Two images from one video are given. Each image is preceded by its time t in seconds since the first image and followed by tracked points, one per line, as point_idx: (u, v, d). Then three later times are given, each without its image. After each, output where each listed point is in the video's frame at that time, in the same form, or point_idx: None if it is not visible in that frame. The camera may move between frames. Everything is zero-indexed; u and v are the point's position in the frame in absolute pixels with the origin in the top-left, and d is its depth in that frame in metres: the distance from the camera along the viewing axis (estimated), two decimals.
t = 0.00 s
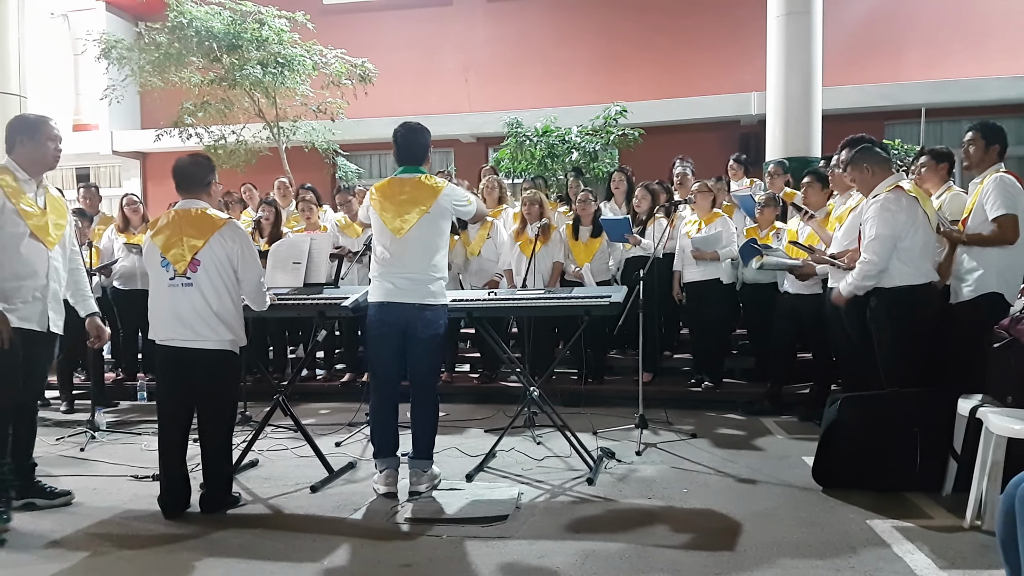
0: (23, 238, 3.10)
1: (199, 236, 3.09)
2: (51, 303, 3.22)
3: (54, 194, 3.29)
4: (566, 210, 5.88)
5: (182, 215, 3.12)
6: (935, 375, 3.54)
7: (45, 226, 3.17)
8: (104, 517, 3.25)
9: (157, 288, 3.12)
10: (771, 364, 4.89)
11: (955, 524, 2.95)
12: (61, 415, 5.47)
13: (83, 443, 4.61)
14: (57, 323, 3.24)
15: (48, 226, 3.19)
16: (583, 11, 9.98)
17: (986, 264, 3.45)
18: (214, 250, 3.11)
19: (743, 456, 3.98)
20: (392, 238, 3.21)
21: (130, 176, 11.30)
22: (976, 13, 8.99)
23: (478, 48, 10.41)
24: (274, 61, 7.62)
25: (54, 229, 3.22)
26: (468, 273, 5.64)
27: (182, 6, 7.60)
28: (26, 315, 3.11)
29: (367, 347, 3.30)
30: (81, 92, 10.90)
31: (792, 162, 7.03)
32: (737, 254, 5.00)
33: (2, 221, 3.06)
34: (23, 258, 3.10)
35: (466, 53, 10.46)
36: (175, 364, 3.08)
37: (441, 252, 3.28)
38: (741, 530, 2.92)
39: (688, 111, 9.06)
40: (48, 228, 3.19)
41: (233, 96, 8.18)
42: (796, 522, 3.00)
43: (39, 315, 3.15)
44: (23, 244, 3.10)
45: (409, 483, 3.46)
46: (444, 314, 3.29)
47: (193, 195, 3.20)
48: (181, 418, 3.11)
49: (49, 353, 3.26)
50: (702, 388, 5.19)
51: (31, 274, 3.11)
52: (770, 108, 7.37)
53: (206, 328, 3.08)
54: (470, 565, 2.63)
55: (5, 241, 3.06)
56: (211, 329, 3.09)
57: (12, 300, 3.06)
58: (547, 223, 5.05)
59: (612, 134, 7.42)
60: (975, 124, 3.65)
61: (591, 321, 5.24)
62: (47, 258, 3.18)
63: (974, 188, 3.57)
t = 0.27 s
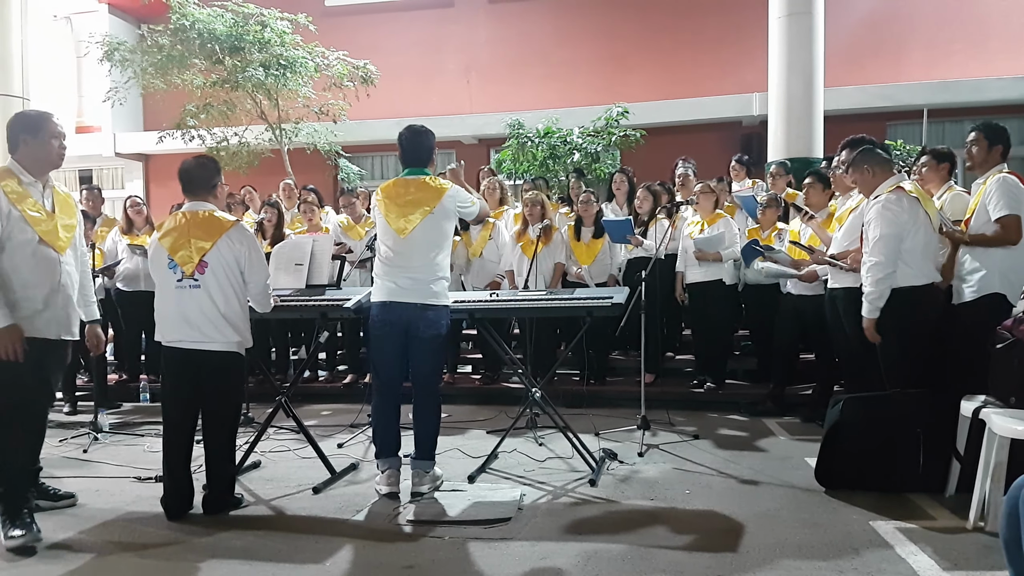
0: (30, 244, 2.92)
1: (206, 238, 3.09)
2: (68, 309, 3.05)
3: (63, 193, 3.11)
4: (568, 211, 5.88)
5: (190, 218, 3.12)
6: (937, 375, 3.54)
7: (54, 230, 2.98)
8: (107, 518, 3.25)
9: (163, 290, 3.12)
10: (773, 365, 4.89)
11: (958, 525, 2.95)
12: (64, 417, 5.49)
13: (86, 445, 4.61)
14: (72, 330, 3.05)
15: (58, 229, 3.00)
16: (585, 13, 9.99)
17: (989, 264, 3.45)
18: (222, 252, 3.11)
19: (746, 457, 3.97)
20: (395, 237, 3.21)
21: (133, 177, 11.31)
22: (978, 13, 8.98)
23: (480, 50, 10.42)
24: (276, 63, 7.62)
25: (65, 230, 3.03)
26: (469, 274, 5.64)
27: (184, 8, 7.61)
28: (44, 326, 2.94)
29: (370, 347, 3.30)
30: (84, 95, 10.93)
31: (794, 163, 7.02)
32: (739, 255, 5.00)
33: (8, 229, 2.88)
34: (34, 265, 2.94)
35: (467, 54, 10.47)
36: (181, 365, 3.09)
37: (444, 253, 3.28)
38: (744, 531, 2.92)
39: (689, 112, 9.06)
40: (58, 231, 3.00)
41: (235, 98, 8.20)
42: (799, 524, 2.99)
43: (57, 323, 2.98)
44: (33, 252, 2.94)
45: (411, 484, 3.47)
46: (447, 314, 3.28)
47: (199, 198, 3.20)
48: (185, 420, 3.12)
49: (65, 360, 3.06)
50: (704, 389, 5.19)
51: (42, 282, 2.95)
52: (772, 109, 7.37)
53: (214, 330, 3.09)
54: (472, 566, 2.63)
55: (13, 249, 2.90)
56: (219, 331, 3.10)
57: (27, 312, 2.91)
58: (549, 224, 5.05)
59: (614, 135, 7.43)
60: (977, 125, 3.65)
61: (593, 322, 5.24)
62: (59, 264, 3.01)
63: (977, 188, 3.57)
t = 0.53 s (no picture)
0: (25, 242, 2.81)
1: (214, 241, 3.09)
2: (69, 308, 2.96)
3: (63, 185, 2.99)
4: (569, 212, 5.89)
5: (197, 220, 3.13)
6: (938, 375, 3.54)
7: (51, 225, 2.85)
8: (108, 521, 3.26)
9: (170, 292, 3.12)
10: (774, 364, 4.89)
11: (960, 525, 2.95)
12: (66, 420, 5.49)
13: (87, 447, 4.62)
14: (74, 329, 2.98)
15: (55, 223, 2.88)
16: (584, 14, 10.00)
17: (989, 263, 3.45)
18: (229, 255, 3.12)
19: (747, 458, 3.97)
20: (397, 238, 3.22)
21: (134, 180, 11.32)
22: (978, 13, 8.98)
23: (480, 51, 10.43)
24: (276, 65, 7.64)
25: (63, 224, 2.90)
26: (471, 275, 5.64)
27: (184, 10, 7.62)
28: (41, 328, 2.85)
29: (372, 348, 3.30)
30: (85, 97, 10.95)
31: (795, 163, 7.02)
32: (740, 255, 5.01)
33: (2, 226, 2.77)
34: (30, 263, 2.82)
35: (468, 56, 10.48)
36: (187, 367, 3.09)
37: (447, 254, 3.29)
38: (746, 531, 2.92)
39: (689, 113, 9.07)
40: (56, 225, 2.87)
41: (235, 99, 8.20)
42: (801, 524, 2.99)
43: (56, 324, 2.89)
44: (29, 249, 2.82)
45: (412, 485, 3.47)
46: (447, 315, 3.28)
47: (207, 200, 3.21)
48: (190, 422, 3.11)
49: (84, 360, 3.06)
50: (706, 389, 5.19)
51: (41, 280, 2.85)
52: (772, 109, 7.37)
53: (221, 332, 3.09)
54: (475, 567, 2.63)
55: (8, 248, 2.78)
56: (225, 334, 3.10)
57: (23, 312, 2.81)
58: (549, 225, 5.06)
59: (614, 136, 7.45)
60: (977, 125, 3.65)
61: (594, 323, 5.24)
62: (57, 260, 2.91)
63: (977, 188, 3.57)
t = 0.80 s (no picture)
0: (37, 239, 2.77)
1: (218, 243, 3.10)
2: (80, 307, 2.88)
3: (78, 182, 2.94)
4: (569, 214, 5.89)
5: (201, 221, 3.13)
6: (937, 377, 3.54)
7: (62, 223, 2.81)
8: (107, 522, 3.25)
9: (172, 293, 3.13)
10: (774, 367, 4.88)
11: (960, 527, 2.95)
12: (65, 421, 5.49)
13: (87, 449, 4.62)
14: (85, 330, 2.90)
15: (66, 222, 2.84)
16: (585, 16, 10.01)
17: (989, 266, 3.45)
18: (233, 256, 3.12)
19: (747, 460, 3.97)
20: (398, 239, 3.23)
21: (134, 181, 11.33)
22: (978, 15, 8.99)
23: (480, 53, 10.44)
24: (276, 66, 7.65)
25: (75, 223, 2.86)
26: (471, 277, 5.63)
27: (184, 11, 7.62)
28: (47, 329, 2.80)
29: (372, 349, 3.30)
30: (86, 98, 10.97)
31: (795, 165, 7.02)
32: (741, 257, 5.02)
33: (12, 222, 2.73)
34: (39, 261, 2.78)
35: (468, 58, 10.49)
36: (189, 367, 3.09)
37: (448, 256, 3.29)
38: (746, 533, 2.92)
39: (689, 114, 9.08)
40: (66, 224, 2.83)
41: (236, 101, 8.20)
42: (801, 526, 2.99)
43: (63, 325, 2.84)
44: (39, 246, 2.78)
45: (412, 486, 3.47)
46: (447, 317, 3.28)
47: (211, 201, 3.21)
48: (192, 423, 3.11)
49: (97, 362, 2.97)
50: (706, 391, 5.18)
51: (50, 279, 2.80)
52: (772, 111, 7.38)
53: (224, 334, 3.10)
54: (474, 569, 2.62)
55: (16, 244, 2.75)
56: (229, 335, 3.11)
57: (29, 312, 2.76)
58: (549, 227, 5.07)
59: (614, 138, 7.47)
60: (977, 127, 3.65)
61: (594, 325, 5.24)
62: (69, 258, 2.85)
63: (977, 190, 3.58)
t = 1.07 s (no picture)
0: (75, 242, 2.55)
1: (214, 244, 3.10)
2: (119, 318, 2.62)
3: (116, 187, 2.73)
4: (569, 214, 5.91)
5: (197, 223, 3.13)
6: (936, 378, 3.54)
7: (99, 228, 2.59)
8: (107, 523, 3.25)
9: (169, 295, 3.13)
10: (774, 368, 4.88)
11: (960, 528, 2.95)
12: (65, 421, 5.49)
13: (87, 449, 4.61)
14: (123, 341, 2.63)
15: (107, 225, 2.62)
16: (585, 17, 10.01)
17: (989, 267, 3.45)
18: (228, 258, 3.12)
19: (747, 461, 3.97)
20: (399, 240, 3.23)
21: (135, 182, 11.33)
22: (979, 16, 8.99)
23: (480, 54, 10.44)
24: (277, 67, 7.66)
25: (112, 228, 2.63)
26: (470, 277, 5.62)
27: (185, 12, 7.63)
28: (82, 341, 2.55)
29: (372, 350, 3.31)
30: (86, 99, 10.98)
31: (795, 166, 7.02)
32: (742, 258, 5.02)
33: (48, 226, 2.51)
34: (80, 266, 2.56)
35: (468, 59, 10.50)
36: (186, 367, 3.07)
37: (448, 259, 3.29)
38: (746, 535, 2.92)
39: (689, 115, 9.08)
40: (104, 229, 2.61)
41: (236, 102, 8.19)
42: (801, 527, 2.99)
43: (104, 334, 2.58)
44: (79, 250, 2.56)
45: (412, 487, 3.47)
46: (448, 318, 3.28)
47: (207, 202, 3.20)
48: (189, 422, 3.10)
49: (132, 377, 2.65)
50: (706, 392, 5.18)
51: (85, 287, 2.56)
52: (772, 112, 7.38)
53: (220, 335, 3.08)
54: (474, 570, 2.62)
55: (52, 249, 2.53)
56: (225, 337, 3.09)
57: (66, 322, 2.53)
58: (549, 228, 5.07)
59: (614, 139, 7.47)
60: (977, 128, 3.66)
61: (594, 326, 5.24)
62: (106, 265, 2.61)
63: (977, 191, 3.58)
